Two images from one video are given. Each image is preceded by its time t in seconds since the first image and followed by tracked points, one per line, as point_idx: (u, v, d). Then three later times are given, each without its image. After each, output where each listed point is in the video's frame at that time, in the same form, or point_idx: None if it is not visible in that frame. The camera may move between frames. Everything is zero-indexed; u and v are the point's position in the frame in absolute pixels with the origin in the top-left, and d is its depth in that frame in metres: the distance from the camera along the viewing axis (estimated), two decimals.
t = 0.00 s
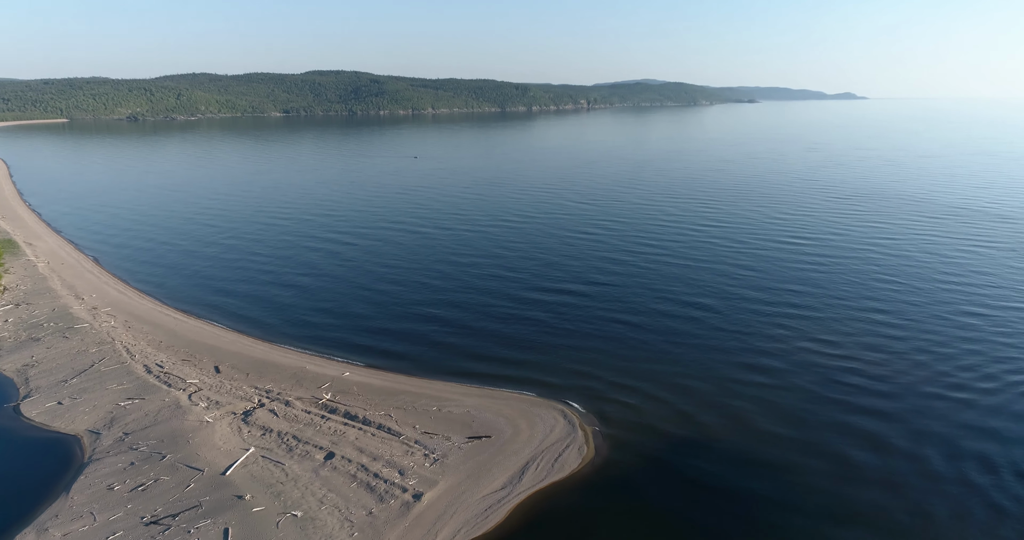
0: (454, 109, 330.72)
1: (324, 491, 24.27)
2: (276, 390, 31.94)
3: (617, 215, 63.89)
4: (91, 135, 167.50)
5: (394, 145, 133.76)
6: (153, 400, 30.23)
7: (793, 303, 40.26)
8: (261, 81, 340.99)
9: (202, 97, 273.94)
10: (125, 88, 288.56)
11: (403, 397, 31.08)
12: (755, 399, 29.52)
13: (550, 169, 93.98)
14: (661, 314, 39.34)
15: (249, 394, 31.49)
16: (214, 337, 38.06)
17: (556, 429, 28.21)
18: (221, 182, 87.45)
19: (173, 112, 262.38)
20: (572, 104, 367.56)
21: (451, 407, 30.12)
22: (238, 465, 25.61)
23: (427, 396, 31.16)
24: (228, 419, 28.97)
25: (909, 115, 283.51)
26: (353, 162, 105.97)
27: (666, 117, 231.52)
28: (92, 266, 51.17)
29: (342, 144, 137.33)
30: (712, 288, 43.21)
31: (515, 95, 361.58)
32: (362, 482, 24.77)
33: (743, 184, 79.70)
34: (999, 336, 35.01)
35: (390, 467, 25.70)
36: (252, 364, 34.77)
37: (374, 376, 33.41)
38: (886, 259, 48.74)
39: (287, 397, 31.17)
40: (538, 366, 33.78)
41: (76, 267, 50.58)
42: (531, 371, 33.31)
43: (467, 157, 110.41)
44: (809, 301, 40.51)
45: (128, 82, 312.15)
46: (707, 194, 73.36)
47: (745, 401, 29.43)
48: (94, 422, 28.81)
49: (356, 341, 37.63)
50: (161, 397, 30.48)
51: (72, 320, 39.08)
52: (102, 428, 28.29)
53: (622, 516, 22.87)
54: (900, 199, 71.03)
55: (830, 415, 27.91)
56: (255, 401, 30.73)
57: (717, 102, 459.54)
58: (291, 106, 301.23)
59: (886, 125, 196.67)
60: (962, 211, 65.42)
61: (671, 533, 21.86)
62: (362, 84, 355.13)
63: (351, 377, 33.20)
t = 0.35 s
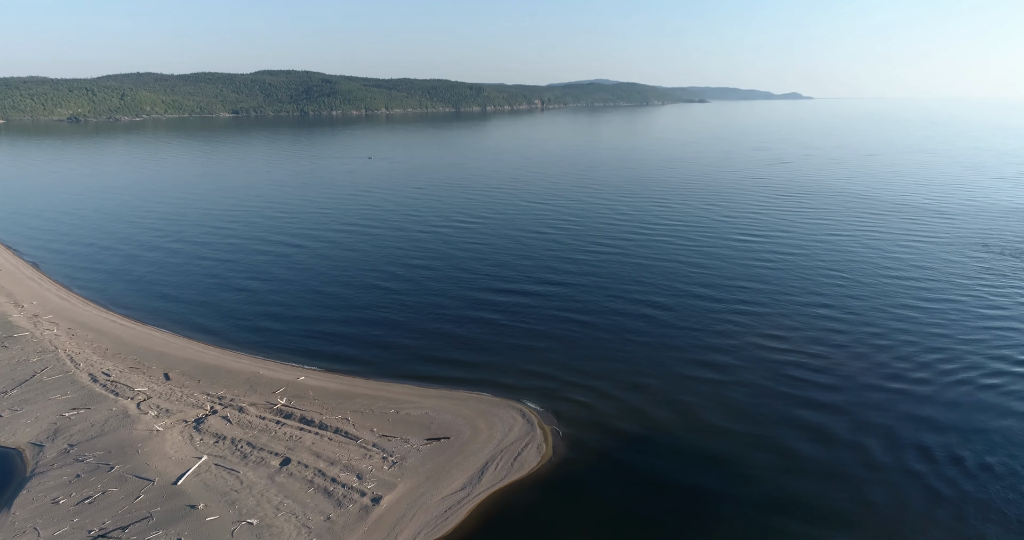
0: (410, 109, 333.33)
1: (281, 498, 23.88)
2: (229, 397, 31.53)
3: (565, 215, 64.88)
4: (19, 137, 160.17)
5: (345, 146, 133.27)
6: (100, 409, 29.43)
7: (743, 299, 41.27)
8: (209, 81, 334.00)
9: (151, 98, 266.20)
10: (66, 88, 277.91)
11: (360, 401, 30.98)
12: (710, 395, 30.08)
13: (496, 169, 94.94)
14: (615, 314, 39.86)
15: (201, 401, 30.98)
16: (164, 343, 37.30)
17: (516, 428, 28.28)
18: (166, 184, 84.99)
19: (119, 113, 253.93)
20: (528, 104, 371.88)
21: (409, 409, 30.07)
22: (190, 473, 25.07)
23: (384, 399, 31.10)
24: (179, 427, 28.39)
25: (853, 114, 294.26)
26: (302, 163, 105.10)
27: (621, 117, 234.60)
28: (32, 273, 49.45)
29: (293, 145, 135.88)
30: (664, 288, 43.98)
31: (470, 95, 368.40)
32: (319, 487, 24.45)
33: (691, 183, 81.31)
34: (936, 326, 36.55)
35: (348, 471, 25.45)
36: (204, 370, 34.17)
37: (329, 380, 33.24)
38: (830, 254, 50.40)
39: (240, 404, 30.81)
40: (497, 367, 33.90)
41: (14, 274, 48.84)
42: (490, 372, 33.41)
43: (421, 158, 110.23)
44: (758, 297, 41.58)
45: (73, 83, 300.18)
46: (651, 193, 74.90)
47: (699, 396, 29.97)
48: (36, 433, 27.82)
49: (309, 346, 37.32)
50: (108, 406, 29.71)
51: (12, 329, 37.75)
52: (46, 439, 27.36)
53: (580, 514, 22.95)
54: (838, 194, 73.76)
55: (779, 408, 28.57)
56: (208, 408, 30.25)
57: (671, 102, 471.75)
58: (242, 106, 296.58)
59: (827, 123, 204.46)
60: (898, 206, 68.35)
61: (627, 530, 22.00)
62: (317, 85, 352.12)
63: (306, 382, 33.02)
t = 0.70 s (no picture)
0: (360, 109, 327.57)
1: (234, 507, 23.63)
2: (179, 404, 30.82)
3: (522, 216, 65.96)
4: None
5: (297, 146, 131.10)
6: (39, 422, 28.25)
7: (690, 297, 43.34)
8: (150, 81, 319.20)
9: (82, 96, 249.55)
10: None
11: (314, 405, 30.93)
12: (658, 391, 31.70)
13: (452, 169, 95.45)
14: (570, 313, 41.10)
15: (149, 409, 30.15)
16: (106, 351, 35.90)
17: (472, 429, 28.99)
18: (102, 188, 80.50)
19: (53, 113, 236.62)
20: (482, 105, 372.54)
21: (365, 412, 30.25)
22: (137, 485, 24.44)
23: (340, 403, 31.12)
24: (125, 437, 27.59)
25: (790, 114, 309.62)
26: (252, 164, 102.80)
27: (573, 117, 238.21)
28: None
29: (243, 145, 132.38)
30: (616, 286, 45.64)
31: (421, 95, 366.27)
32: (274, 494, 24.34)
33: (642, 182, 83.96)
34: (865, 318, 39.63)
35: (303, 477, 25.43)
36: (151, 378, 33.20)
37: (284, 385, 32.94)
38: (769, 251, 53.51)
39: (191, 411, 30.18)
40: (452, 369, 34.44)
41: None
42: (445, 374, 33.92)
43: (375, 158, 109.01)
44: (705, 295, 43.73)
45: None
46: (605, 192, 77.16)
47: (649, 393, 31.52)
48: None
49: (262, 352, 36.71)
50: (48, 418, 28.54)
51: None
52: None
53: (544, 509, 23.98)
54: (778, 192, 78.08)
55: (725, 402, 30.42)
56: (156, 417, 29.48)
57: (620, 102, 482.81)
58: (185, 106, 284.41)
59: (768, 123, 214.52)
60: (831, 202, 72.90)
61: (588, 522, 23.17)
62: (262, 85, 340.50)
63: (260, 387, 32.62)
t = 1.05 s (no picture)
0: (307, 109, 319.14)
1: (183, 517, 23.29)
2: (123, 414, 29.95)
3: (477, 216, 66.51)
4: None
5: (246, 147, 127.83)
6: None
7: (640, 296, 45.08)
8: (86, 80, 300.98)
9: (3, 90, 231.53)
10: None
11: (266, 411, 30.66)
12: (609, 390, 32.96)
13: (407, 170, 95.16)
14: (524, 314, 42.02)
15: (91, 420, 29.23)
16: (43, 362, 34.47)
17: (427, 431, 29.48)
18: (31, 192, 75.75)
19: None
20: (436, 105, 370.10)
21: (318, 417, 30.24)
22: (80, 498, 23.73)
23: (293, 408, 30.95)
24: (66, 449, 26.68)
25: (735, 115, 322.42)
26: (197, 165, 99.62)
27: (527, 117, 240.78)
28: None
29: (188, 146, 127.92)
30: (569, 286, 46.90)
31: (372, 95, 360.81)
32: (226, 503, 24.11)
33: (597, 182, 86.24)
34: (799, 313, 42.34)
35: (255, 484, 25.27)
36: (93, 387, 32.12)
37: (235, 391, 32.42)
38: (713, 248, 56.16)
39: (136, 420, 29.38)
40: (407, 373, 34.67)
41: None
42: (400, 378, 34.15)
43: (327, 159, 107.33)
44: (653, 293, 45.59)
45: None
46: (559, 192, 78.82)
47: (600, 392, 32.74)
48: None
49: (211, 359, 35.90)
50: None
51: None
52: None
53: (504, 507, 24.62)
54: (723, 190, 81.85)
55: (671, 398, 32.00)
56: (99, 427, 28.59)
57: (571, 102, 490.02)
58: (124, 106, 269.83)
59: (714, 123, 223.13)
60: (771, 200, 76.96)
61: (544, 519, 23.89)
62: (205, 84, 326.65)
63: (209, 394, 32.00)
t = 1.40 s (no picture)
0: (254, 108, 308.61)
1: (129, 531, 22.98)
2: (63, 426, 29.13)
3: (433, 217, 66.72)
4: None
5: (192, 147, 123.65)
6: None
7: (591, 295, 46.64)
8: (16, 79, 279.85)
9: None
10: None
11: (215, 418, 30.24)
12: (562, 390, 34.15)
13: (362, 171, 94.29)
14: (478, 315, 42.78)
15: (30, 434, 28.48)
16: None
17: (382, 434, 29.83)
18: None
19: None
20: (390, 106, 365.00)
21: (270, 423, 30.08)
22: (18, 516, 23.22)
23: (243, 414, 30.65)
24: (2, 465, 25.94)
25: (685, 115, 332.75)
26: (139, 166, 95.86)
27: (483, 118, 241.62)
28: None
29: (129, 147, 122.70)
30: (523, 287, 47.94)
31: (323, 94, 352.60)
32: (174, 514, 23.84)
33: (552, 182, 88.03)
34: (740, 309, 44.79)
35: (205, 494, 25.04)
36: (30, 399, 31.20)
37: (181, 398, 31.83)
38: (661, 246, 58.57)
39: (77, 433, 28.61)
40: (362, 378, 34.75)
41: None
42: (355, 383, 34.22)
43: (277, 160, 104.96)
44: (604, 292, 47.26)
45: None
46: (516, 191, 79.96)
47: (553, 392, 33.90)
48: None
49: (155, 367, 35.01)
50: None
51: None
52: None
53: (468, 515, 24.92)
54: (671, 189, 85.17)
55: (622, 396, 33.46)
56: (37, 441, 27.83)
57: (524, 102, 493.32)
58: (59, 106, 253.15)
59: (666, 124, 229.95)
60: (716, 197, 80.65)
61: (507, 524, 24.43)
62: (148, 83, 310.51)
63: (154, 402, 31.29)
